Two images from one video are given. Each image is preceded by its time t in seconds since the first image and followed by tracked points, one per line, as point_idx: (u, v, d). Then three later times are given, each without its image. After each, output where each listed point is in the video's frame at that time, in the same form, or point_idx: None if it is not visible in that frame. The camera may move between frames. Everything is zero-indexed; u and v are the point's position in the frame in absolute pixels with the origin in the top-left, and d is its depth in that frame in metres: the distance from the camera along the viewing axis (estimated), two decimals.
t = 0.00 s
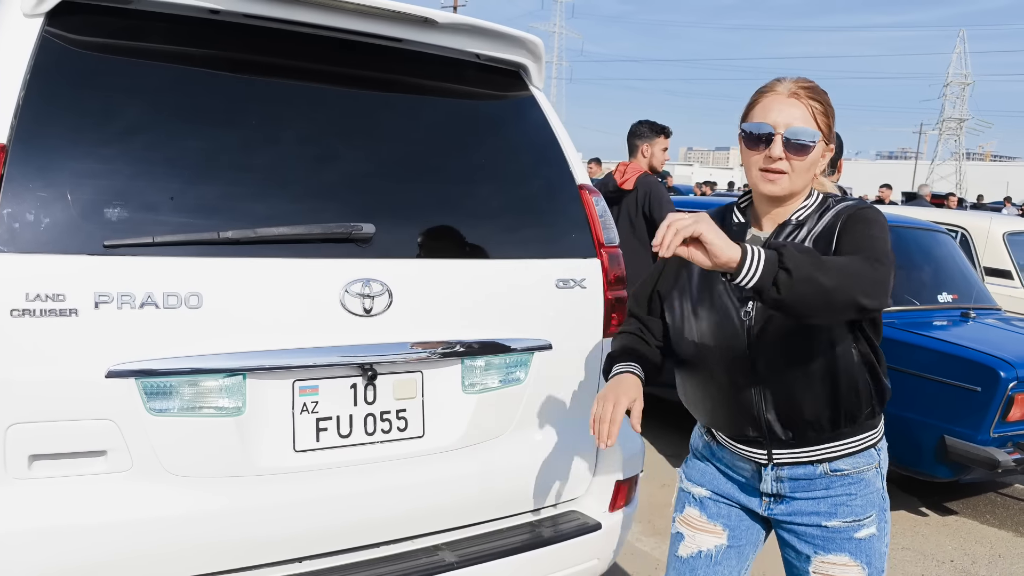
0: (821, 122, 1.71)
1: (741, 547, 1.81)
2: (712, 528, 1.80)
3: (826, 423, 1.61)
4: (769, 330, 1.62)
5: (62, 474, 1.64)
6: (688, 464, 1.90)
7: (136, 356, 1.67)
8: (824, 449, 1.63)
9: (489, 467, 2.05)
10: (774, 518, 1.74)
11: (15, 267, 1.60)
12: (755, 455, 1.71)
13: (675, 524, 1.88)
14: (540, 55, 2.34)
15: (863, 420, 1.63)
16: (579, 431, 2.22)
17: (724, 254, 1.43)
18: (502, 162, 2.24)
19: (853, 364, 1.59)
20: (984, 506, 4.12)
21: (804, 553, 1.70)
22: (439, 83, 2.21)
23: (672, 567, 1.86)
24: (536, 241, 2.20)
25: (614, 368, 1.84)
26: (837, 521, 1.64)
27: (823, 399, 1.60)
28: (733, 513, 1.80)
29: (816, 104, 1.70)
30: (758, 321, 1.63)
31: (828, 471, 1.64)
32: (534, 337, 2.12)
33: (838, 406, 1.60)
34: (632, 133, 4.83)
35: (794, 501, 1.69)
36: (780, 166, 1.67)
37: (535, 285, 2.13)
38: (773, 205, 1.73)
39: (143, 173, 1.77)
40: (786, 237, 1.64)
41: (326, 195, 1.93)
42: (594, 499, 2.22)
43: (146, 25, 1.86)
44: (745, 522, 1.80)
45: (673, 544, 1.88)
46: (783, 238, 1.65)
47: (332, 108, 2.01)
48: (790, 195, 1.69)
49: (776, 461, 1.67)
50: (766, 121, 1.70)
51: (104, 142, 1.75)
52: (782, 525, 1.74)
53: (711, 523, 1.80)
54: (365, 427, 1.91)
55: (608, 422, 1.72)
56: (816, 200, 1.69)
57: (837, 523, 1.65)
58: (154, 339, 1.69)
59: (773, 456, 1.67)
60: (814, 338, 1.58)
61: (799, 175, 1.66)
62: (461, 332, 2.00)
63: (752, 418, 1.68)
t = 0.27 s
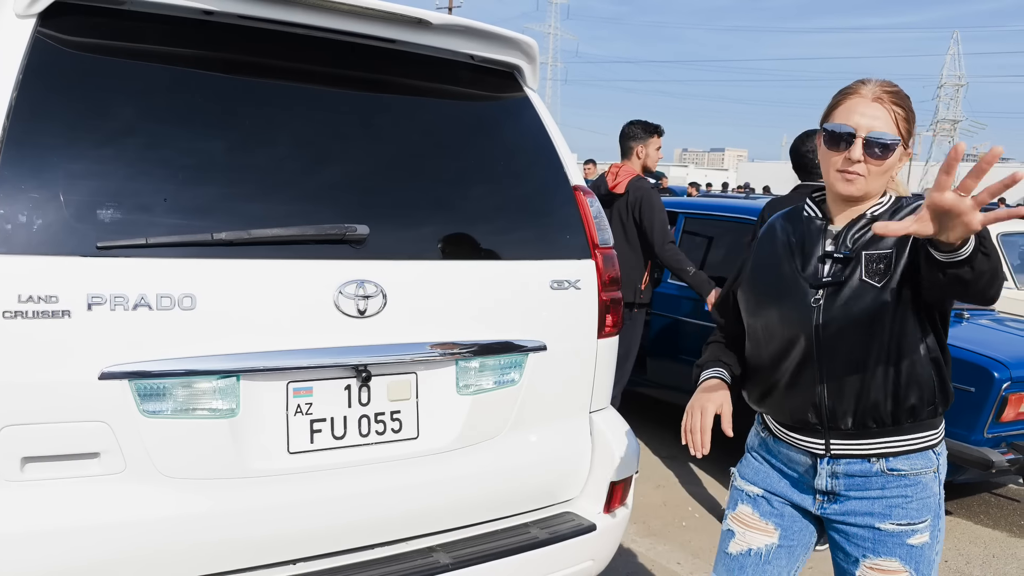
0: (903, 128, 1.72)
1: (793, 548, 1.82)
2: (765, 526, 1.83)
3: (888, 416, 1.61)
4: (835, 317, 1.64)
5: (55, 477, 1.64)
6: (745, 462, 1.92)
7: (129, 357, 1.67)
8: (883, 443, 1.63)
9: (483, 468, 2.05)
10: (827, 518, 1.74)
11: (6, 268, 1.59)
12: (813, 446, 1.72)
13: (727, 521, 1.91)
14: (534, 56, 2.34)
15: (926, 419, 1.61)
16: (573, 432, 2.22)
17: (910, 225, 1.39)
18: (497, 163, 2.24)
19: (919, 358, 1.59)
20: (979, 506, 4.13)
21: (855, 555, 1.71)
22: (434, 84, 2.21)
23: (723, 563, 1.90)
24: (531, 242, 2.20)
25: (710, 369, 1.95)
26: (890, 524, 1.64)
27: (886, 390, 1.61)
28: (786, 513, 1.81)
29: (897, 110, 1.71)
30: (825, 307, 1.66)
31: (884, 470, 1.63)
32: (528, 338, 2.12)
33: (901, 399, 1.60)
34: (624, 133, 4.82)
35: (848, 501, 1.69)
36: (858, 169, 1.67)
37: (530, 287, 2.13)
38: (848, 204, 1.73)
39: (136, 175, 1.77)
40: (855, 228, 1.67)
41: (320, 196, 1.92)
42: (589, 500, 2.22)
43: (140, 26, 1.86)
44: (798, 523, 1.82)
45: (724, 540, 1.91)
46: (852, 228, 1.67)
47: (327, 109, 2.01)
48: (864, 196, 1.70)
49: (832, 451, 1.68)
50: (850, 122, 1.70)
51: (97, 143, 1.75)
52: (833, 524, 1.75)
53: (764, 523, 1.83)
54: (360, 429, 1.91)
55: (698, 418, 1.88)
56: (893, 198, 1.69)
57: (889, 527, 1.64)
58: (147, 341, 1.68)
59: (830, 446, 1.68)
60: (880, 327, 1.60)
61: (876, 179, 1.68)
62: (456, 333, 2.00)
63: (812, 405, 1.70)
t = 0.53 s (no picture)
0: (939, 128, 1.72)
1: (811, 551, 1.80)
2: (784, 530, 1.81)
3: (914, 417, 1.61)
4: (874, 316, 1.63)
5: (45, 479, 1.63)
6: (761, 460, 1.89)
7: (120, 359, 1.66)
8: (905, 442, 1.63)
9: (476, 469, 2.05)
10: (845, 513, 1.72)
11: None
12: (834, 442, 1.70)
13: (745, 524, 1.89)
14: (527, 57, 2.34)
15: (947, 421, 1.62)
16: (566, 433, 2.23)
17: (1002, 300, 1.37)
18: (490, 164, 2.24)
19: (949, 364, 1.59)
20: (970, 506, 4.15)
21: (871, 551, 1.70)
22: (427, 85, 2.21)
23: (744, 565, 1.89)
24: (524, 243, 2.20)
25: (721, 373, 1.95)
26: (909, 519, 1.64)
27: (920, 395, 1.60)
28: (804, 511, 1.79)
29: (932, 107, 1.70)
30: (863, 306, 1.64)
31: (907, 464, 1.63)
32: (521, 339, 2.12)
33: (934, 405, 1.60)
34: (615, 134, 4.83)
35: (868, 496, 1.67)
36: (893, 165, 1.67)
37: (523, 287, 2.13)
38: (882, 202, 1.71)
39: (128, 176, 1.76)
40: (893, 229, 1.66)
41: (313, 197, 1.92)
42: (582, 501, 2.22)
43: (131, 26, 1.85)
44: (817, 525, 1.79)
45: (744, 542, 1.89)
46: (891, 229, 1.67)
47: (319, 110, 2.01)
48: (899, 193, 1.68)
49: (855, 447, 1.67)
50: (885, 120, 1.71)
51: (88, 144, 1.74)
52: (850, 520, 1.73)
53: (783, 525, 1.81)
54: (352, 430, 1.90)
55: (705, 420, 1.88)
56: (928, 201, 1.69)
57: (907, 523, 1.64)
58: (138, 342, 1.68)
59: (853, 442, 1.67)
60: (918, 331, 1.59)
61: (909, 175, 1.67)
62: (448, 334, 2.00)
63: (838, 400, 1.67)
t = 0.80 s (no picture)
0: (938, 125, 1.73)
1: (806, 544, 1.80)
2: (779, 521, 1.80)
3: (915, 417, 1.61)
4: (880, 316, 1.63)
5: (40, 481, 1.63)
6: (757, 455, 1.89)
7: (115, 361, 1.66)
8: (905, 441, 1.64)
9: (472, 471, 2.05)
10: (840, 509, 1.72)
11: None
12: (833, 440, 1.70)
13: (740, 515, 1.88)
14: (523, 59, 2.35)
15: (946, 423, 1.63)
16: (562, 435, 2.23)
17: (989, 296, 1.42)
18: (487, 166, 2.24)
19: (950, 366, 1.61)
20: (967, 507, 4.15)
21: (865, 549, 1.71)
22: (423, 87, 2.21)
23: (736, 558, 1.88)
24: (521, 245, 2.20)
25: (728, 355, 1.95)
26: (904, 517, 1.64)
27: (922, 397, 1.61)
28: (799, 505, 1.79)
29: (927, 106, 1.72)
30: (871, 306, 1.65)
31: (903, 463, 1.64)
32: (517, 341, 2.12)
33: (936, 408, 1.60)
34: (613, 135, 4.84)
35: (863, 493, 1.68)
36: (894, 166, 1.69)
37: (519, 289, 2.13)
38: (885, 203, 1.73)
39: (123, 178, 1.76)
40: (901, 231, 1.68)
41: (308, 199, 1.92)
42: (578, 503, 2.23)
43: (127, 29, 1.85)
44: (812, 519, 1.79)
45: (737, 534, 1.89)
46: (898, 231, 1.68)
47: (315, 112, 2.01)
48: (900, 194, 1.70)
49: (854, 446, 1.67)
50: (881, 122, 1.72)
51: (83, 146, 1.74)
52: (846, 517, 1.73)
53: (778, 517, 1.81)
54: (348, 432, 1.90)
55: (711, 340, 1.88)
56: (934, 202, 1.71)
57: (902, 521, 1.65)
58: (133, 345, 1.68)
59: (852, 441, 1.67)
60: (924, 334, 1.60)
61: (911, 175, 1.69)
62: (444, 336, 2.00)
63: (841, 399, 1.67)
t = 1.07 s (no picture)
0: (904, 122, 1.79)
1: (783, 544, 1.84)
2: (758, 520, 1.84)
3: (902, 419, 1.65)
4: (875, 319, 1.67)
5: (45, 482, 1.64)
6: (740, 456, 1.93)
7: (120, 362, 1.67)
8: (893, 442, 1.68)
9: (476, 472, 2.05)
10: (827, 510, 1.76)
11: None
12: (820, 440, 1.73)
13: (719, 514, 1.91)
14: (527, 60, 2.35)
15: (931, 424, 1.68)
16: (566, 436, 2.23)
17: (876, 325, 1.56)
18: (491, 167, 2.24)
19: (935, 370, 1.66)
20: (974, 509, 4.13)
21: (852, 550, 1.74)
22: (427, 89, 2.21)
23: (711, 555, 1.90)
24: (525, 246, 2.20)
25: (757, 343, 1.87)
26: (891, 517, 1.68)
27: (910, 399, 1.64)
28: (781, 507, 1.83)
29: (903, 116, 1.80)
30: (867, 310, 1.69)
31: (890, 464, 1.68)
32: (521, 342, 2.12)
33: (916, 413, 1.65)
34: (618, 136, 4.84)
35: (850, 494, 1.72)
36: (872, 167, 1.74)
37: (523, 290, 2.13)
38: (866, 203, 1.77)
39: (128, 179, 1.77)
40: (891, 234, 1.72)
41: (313, 200, 1.92)
42: (583, 504, 2.22)
43: (132, 31, 1.86)
44: (792, 519, 1.83)
45: (714, 532, 1.91)
46: (890, 234, 1.72)
47: (319, 113, 2.01)
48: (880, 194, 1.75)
49: (841, 446, 1.71)
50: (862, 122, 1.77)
51: (89, 148, 1.75)
52: (831, 518, 1.77)
53: (757, 515, 1.84)
54: (352, 433, 1.91)
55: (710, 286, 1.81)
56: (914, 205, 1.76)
57: (888, 521, 1.69)
58: (138, 346, 1.68)
59: (839, 440, 1.70)
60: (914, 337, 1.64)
61: (889, 176, 1.74)
62: (448, 337, 2.00)
63: (829, 399, 1.70)
